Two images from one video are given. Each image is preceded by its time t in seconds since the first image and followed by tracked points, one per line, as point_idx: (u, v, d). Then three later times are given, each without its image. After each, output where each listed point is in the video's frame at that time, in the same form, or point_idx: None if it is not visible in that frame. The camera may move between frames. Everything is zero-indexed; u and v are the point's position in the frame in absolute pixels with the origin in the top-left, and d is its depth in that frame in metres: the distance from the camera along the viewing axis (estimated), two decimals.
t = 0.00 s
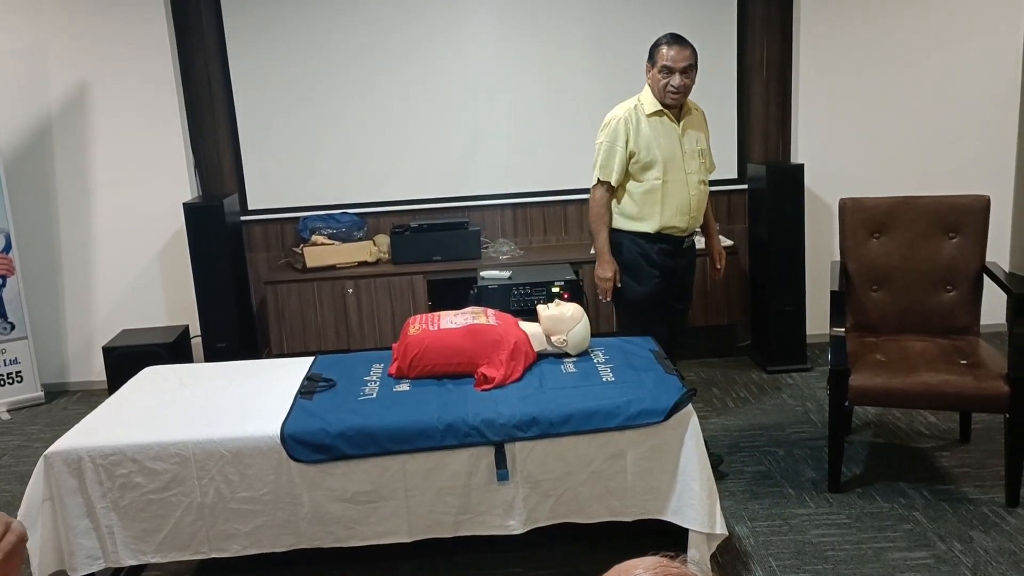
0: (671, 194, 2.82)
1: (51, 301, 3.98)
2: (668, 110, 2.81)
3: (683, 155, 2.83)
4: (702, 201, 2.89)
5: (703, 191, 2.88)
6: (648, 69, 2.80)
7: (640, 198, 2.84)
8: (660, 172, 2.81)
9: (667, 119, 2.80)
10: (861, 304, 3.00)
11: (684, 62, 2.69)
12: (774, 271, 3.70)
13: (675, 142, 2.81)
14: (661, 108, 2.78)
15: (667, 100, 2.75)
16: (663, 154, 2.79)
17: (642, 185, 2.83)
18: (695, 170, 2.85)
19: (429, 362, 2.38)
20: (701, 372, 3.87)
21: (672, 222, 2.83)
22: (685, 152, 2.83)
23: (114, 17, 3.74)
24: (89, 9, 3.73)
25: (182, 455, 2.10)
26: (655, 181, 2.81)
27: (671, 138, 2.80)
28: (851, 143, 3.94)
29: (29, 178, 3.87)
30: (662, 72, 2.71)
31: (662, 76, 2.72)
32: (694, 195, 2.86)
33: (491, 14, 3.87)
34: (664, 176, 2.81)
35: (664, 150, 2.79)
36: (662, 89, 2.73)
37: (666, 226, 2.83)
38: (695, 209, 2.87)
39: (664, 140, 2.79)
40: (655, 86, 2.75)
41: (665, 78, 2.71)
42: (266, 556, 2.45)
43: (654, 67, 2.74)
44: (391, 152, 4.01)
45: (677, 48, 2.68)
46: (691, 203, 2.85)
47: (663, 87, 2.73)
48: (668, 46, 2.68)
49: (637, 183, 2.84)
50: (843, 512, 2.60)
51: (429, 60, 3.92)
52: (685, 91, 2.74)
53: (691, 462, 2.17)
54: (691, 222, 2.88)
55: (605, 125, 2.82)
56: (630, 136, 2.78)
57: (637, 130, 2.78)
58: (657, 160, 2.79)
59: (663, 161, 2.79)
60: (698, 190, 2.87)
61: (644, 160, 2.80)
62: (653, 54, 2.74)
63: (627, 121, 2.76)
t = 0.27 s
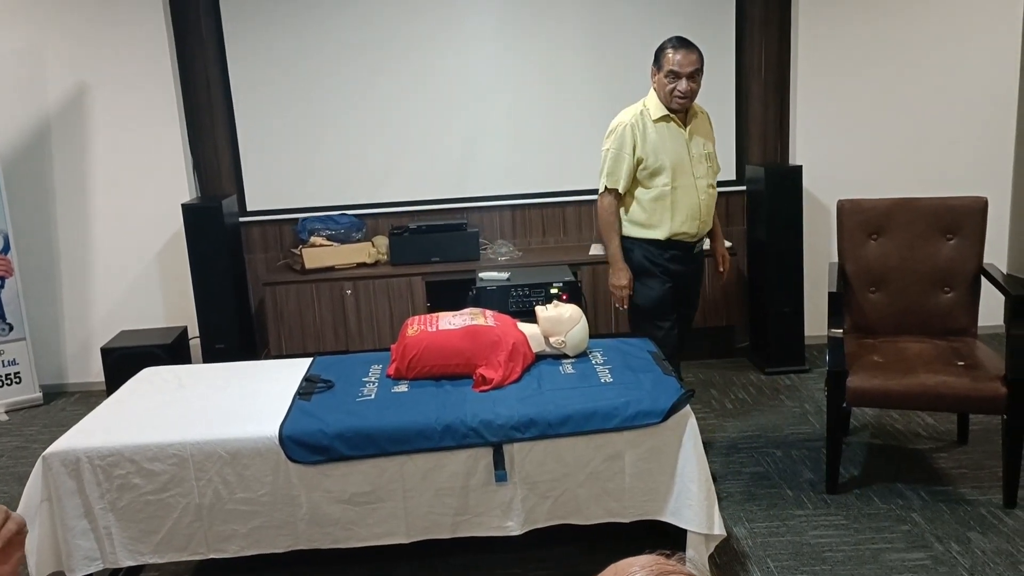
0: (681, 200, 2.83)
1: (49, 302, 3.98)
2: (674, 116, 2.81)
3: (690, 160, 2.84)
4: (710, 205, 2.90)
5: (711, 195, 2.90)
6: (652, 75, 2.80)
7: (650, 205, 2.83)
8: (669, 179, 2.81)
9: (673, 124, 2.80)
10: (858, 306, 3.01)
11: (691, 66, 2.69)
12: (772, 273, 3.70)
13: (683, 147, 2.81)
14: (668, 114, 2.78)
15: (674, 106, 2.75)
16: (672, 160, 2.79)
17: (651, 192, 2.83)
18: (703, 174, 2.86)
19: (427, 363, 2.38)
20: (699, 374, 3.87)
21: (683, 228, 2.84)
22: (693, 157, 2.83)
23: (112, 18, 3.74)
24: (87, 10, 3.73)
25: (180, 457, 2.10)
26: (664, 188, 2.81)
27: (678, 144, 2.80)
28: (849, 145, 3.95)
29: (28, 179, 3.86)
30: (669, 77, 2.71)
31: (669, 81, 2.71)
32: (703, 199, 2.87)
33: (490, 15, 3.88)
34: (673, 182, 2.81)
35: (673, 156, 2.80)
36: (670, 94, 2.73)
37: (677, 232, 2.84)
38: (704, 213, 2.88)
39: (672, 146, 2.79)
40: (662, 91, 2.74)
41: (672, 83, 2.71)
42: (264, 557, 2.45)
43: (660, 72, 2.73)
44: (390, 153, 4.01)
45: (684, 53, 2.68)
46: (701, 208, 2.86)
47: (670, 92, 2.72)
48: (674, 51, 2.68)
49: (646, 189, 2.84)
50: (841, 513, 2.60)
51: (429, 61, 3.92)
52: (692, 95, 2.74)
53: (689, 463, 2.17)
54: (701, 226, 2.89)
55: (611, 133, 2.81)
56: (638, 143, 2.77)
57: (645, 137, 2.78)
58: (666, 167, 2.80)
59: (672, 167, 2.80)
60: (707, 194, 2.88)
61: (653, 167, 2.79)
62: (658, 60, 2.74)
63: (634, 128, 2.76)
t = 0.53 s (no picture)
0: (692, 206, 2.70)
1: (48, 302, 3.98)
2: (677, 120, 2.69)
3: (698, 164, 2.71)
4: (722, 209, 2.77)
5: (722, 199, 2.76)
6: (651, 79, 2.68)
7: (658, 214, 2.71)
8: (677, 185, 2.68)
9: (678, 129, 2.68)
10: (856, 308, 3.01)
11: (691, 67, 2.59)
12: (770, 274, 3.71)
13: (689, 151, 2.69)
14: (671, 118, 2.66)
15: (676, 109, 2.63)
16: (679, 165, 2.66)
17: (660, 200, 2.70)
18: (712, 178, 2.73)
19: (426, 364, 2.38)
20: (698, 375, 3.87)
21: (696, 235, 2.70)
22: (700, 161, 2.71)
23: (111, 19, 3.74)
24: (87, 11, 3.73)
25: (179, 457, 2.10)
26: (672, 194, 2.68)
27: (683, 148, 2.68)
28: (847, 147, 3.95)
29: (27, 179, 3.86)
30: (668, 79, 2.61)
31: (668, 84, 2.61)
32: (714, 204, 2.73)
33: (490, 17, 3.88)
34: (681, 188, 2.68)
35: (679, 162, 2.67)
36: (670, 98, 2.62)
37: (690, 239, 2.70)
38: (717, 218, 2.74)
39: (678, 151, 2.67)
40: (662, 95, 2.64)
41: (671, 86, 2.60)
42: (262, 558, 2.45)
43: (659, 75, 2.63)
44: (389, 154, 4.02)
45: (682, 54, 2.58)
46: (712, 215, 2.72)
47: (671, 95, 2.61)
48: (672, 52, 2.58)
49: (653, 199, 2.71)
50: (839, 514, 2.60)
51: (428, 62, 3.93)
52: (694, 98, 2.63)
53: (687, 464, 2.17)
54: (714, 232, 2.75)
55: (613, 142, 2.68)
56: (643, 150, 2.65)
57: (648, 144, 2.66)
58: (673, 173, 2.67)
59: (679, 173, 2.67)
60: (718, 198, 2.75)
61: (659, 174, 2.67)
62: (656, 63, 2.64)
63: (637, 135, 2.64)
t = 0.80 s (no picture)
0: (689, 211, 2.68)
1: (45, 304, 3.98)
2: (671, 124, 2.67)
3: (694, 168, 2.69)
4: (722, 212, 2.75)
5: (722, 201, 2.74)
6: (644, 83, 2.66)
7: (656, 221, 2.70)
8: (673, 191, 2.66)
9: (672, 133, 2.66)
10: (854, 309, 3.02)
11: (684, 70, 2.55)
12: (768, 276, 3.71)
13: (685, 156, 2.67)
14: (665, 123, 2.64)
15: (670, 112, 2.61)
16: (674, 171, 2.65)
17: (657, 206, 2.69)
18: (709, 181, 2.71)
19: (424, 365, 2.38)
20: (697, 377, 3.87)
21: (694, 240, 2.69)
22: (696, 165, 2.69)
23: (110, 20, 3.74)
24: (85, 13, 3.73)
25: (177, 458, 2.10)
26: (669, 201, 2.67)
27: (678, 153, 2.66)
28: (845, 149, 3.96)
29: (26, 179, 3.86)
30: (660, 83, 2.58)
31: (661, 87, 2.58)
32: (713, 207, 2.71)
33: (488, 18, 3.89)
34: (678, 194, 2.67)
35: (674, 167, 2.65)
36: (663, 102, 2.60)
37: (688, 245, 2.69)
38: (716, 222, 2.72)
39: (672, 156, 2.65)
40: (655, 98, 2.62)
41: (664, 89, 2.58)
42: (260, 559, 2.45)
43: (652, 78, 2.61)
44: (388, 156, 4.02)
45: (675, 56, 2.54)
46: (711, 219, 2.70)
47: (663, 99, 2.59)
48: (664, 55, 2.54)
49: (650, 205, 2.70)
50: (836, 515, 2.60)
51: (427, 63, 3.93)
52: (688, 101, 2.60)
53: (685, 465, 2.17)
54: (714, 236, 2.73)
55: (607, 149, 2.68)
56: (637, 157, 2.64)
57: (642, 150, 2.65)
58: (669, 179, 2.65)
59: (675, 179, 2.65)
60: (717, 201, 2.72)
61: (654, 181, 2.66)
62: (649, 66, 2.61)
63: (630, 143, 2.63)
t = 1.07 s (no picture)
0: (693, 215, 2.51)
1: (44, 304, 3.97)
2: (673, 125, 2.50)
3: (698, 171, 2.51)
4: (729, 214, 2.57)
5: (729, 204, 2.56)
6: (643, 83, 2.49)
7: (657, 226, 2.53)
8: (676, 195, 2.49)
9: (673, 135, 2.49)
10: (852, 310, 3.02)
11: (682, 71, 2.38)
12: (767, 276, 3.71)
13: (687, 159, 2.50)
14: (666, 125, 2.47)
15: (671, 115, 2.45)
16: (675, 174, 2.48)
17: (658, 211, 2.52)
18: (715, 183, 2.53)
19: (423, 366, 2.38)
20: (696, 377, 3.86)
21: (699, 245, 2.52)
22: (700, 167, 2.51)
23: (109, 20, 3.74)
24: (84, 13, 3.72)
25: (175, 458, 2.09)
26: (671, 205, 2.50)
27: (680, 155, 2.49)
28: (844, 149, 3.96)
29: (25, 179, 3.85)
30: (659, 85, 2.41)
31: (660, 90, 2.42)
32: (719, 210, 2.53)
33: (488, 19, 3.89)
34: (680, 198, 2.50)
35: (676, 170, 2.48)
36: (663, 105, 2.43)
37: (692, 250, 2.53)
38: (723, 225, 2.55)
39: (674, 159, 2.48)
40: (655, 101, 2.45)
41: (663, 92, 2.41)
42: (259, 560, 2.44)
43: (650, 80, 2.44)
44: (387, 156, 4.02)
45: (673, 56, 2.37)
46: (716, 224, 2.53)
47: (662, 102, 2.42)
48: (662, 56, 2.38)
49: (651, 209, 2.54)
50: (835, 516, 2.60)
51: (426, 64, 3.93)
52: (688, 103, 2.43)
53: (684, 465, 2.17)
54: (720, 239, 2.56)
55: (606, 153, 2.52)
56: (636, 161, 2.47)
57: (642, 154, 2.48)
58: (670, 183, 2.48)
59: (677, 182, 2.48)
60: (723, 204, 2.54)
61: (655, 185, 2.49)
62: (646, 67, 2.44)
63: (629, 146, 2.46)
